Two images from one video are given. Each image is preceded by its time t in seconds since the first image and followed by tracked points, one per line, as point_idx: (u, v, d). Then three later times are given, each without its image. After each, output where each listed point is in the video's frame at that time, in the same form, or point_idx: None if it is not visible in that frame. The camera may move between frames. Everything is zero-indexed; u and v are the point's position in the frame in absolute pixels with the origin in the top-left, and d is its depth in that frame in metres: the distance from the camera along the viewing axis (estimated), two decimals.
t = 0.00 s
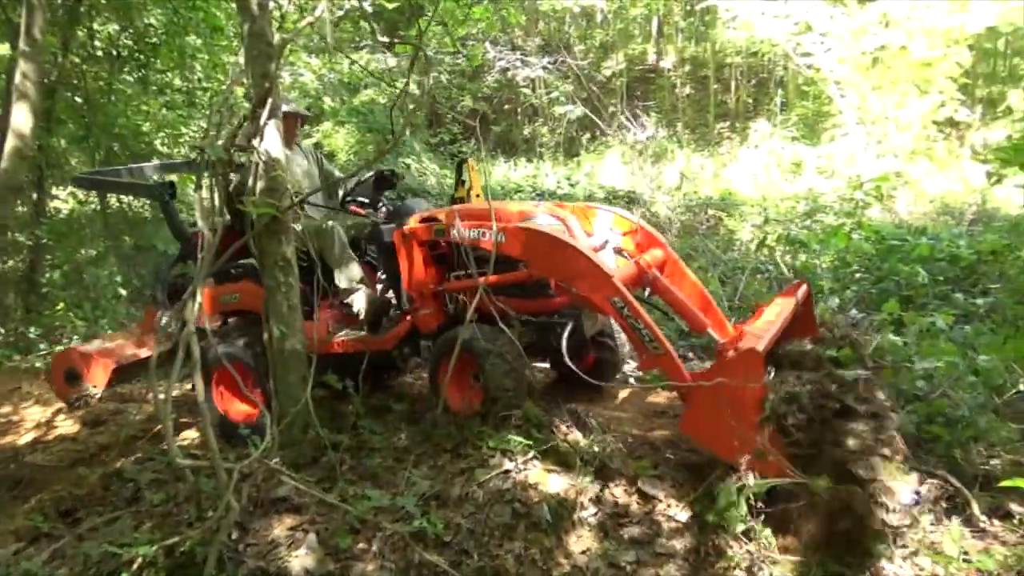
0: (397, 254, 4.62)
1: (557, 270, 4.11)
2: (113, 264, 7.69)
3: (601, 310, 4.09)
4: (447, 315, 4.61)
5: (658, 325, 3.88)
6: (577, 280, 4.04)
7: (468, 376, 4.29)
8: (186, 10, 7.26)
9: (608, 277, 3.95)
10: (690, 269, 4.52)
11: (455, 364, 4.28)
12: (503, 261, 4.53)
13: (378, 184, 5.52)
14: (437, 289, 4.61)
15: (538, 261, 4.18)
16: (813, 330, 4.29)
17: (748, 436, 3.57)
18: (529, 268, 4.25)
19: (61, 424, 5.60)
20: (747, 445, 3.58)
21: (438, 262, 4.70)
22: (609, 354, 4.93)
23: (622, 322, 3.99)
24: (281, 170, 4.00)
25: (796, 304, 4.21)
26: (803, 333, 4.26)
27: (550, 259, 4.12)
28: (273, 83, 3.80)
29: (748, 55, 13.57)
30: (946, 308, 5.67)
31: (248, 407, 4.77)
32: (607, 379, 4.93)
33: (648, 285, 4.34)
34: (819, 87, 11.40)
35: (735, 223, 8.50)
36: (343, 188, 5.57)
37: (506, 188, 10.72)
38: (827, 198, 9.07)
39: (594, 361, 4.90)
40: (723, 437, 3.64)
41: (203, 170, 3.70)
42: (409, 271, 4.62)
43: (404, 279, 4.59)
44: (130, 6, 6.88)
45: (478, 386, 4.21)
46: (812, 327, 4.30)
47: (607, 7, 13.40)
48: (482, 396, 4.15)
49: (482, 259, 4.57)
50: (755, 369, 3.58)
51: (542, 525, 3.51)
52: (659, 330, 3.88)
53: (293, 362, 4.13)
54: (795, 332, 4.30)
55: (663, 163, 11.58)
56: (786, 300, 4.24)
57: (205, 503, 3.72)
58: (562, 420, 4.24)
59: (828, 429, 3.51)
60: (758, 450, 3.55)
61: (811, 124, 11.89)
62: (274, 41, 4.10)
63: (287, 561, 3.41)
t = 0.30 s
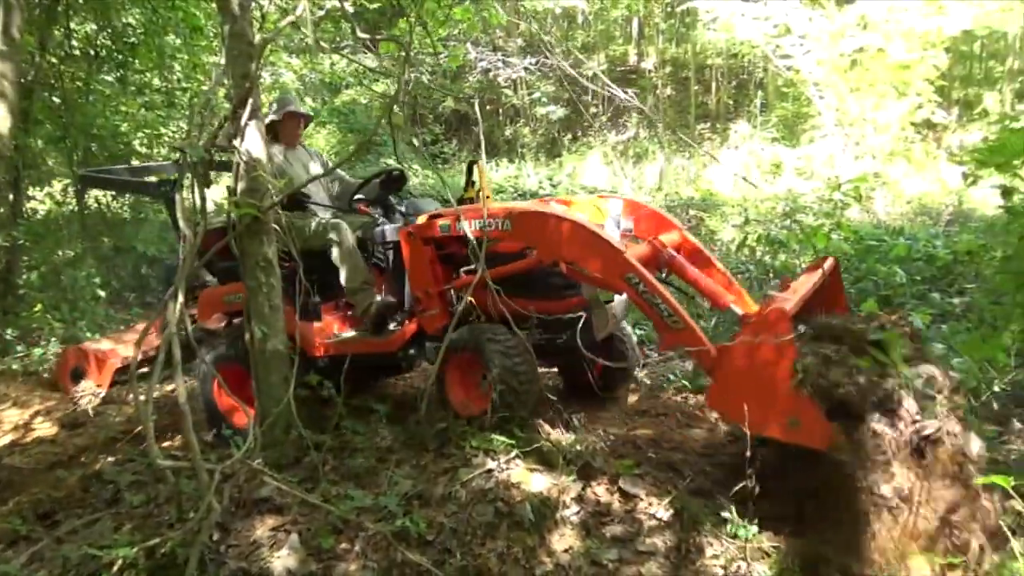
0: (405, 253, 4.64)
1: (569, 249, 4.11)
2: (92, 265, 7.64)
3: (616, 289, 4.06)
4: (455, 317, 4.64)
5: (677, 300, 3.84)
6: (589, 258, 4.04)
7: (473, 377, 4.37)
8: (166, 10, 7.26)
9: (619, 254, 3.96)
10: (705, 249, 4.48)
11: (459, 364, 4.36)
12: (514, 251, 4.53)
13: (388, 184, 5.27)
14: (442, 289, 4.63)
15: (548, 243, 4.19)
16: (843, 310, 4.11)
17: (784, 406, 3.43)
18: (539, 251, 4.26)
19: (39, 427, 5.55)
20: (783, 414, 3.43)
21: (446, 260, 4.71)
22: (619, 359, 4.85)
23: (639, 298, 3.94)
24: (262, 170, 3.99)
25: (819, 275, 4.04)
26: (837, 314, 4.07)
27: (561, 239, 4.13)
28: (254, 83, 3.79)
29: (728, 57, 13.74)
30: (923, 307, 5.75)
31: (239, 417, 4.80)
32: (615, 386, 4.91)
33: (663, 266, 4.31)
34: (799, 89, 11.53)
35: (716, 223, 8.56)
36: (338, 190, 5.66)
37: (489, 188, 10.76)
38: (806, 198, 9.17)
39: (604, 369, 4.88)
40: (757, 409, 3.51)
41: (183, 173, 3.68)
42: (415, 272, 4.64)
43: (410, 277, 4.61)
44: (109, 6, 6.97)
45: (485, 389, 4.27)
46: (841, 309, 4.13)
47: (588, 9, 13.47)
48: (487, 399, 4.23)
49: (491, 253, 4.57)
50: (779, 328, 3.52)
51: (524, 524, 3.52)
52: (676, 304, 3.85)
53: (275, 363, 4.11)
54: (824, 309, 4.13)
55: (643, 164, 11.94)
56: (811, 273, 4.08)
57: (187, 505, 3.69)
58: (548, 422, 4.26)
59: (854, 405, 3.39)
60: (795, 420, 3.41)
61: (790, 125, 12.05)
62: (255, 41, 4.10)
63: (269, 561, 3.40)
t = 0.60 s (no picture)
0: (397, 256, 4.66)
1: (562, 245, 4.14)
2: (75, 264, 7.61)
3: (612, 280, 4.10)
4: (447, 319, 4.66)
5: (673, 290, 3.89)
6: (583, 252, 4.07)
7: (467, 376, 4.36)
8: (149, 8, 7.31)
9: (613, 246, 3.99)
10: (692, 239, 4.57)
11: (455, 364, 4.35)
12: (507, 248, 4.56)
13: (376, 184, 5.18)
14: (435, 291, 4.65)
15: (541, 239, 4.22)
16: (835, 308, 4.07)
17: (783, 396, 3.50)
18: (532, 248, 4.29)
19: (24, 427, 5.53)
20: (781, 406, 3.50)
21: (439, 262, 4.74)
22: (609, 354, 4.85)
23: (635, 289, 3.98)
24: (248, 169, 3.99)
25: (816, 271, 4.01)
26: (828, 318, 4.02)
27: (553, 236, 4.16)
28: (240, 83, 3.80)
29: (715, 57, 13.85)
30: (905, 305, 5.82)
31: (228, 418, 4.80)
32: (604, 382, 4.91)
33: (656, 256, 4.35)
34: (784, 88, 11.62)
35: (702, 222, 8.63)
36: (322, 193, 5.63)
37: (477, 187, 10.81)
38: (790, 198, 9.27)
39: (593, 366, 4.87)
40: (755, 398, 3.55)
41: (169, 174, 3.71)
42: (407, 274, 4.65)
43: (405, 281, 4.65)
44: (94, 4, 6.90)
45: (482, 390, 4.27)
46: (833, 310, 4.07)
47: (575, 8, 13.53)
48: (483, 399, 4.23)
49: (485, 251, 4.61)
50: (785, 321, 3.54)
51: (510, 520, 3.55)
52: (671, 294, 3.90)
53: (262, 361, 4.12)
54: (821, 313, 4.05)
55: (631, 163, 11.85)
56: (806, 267, 4.06)
57: (173, 503, 3.70)
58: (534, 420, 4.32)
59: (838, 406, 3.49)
60: (792, 411, 3.48)
61: (775, 125, 12.15)
62: (240, 41, 4.10)
63: (256, 559, 3.42)
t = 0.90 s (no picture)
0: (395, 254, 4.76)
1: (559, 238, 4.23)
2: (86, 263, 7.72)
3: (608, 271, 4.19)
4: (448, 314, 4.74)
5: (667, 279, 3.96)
6: (579, 244, 4.17)
7: (469, 372, 4.45)
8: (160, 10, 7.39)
9: (608, 239, 4.08)
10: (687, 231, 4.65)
11: (456, 361, 4.44)
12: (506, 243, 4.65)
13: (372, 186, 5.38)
14: (436, 288, 4.74)
15: (538, 233, 4.31)
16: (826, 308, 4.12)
17: (771, 394, 3.59)
18: (530, 242, 4.38)
19: (37, 423, 5.64)
20: (766, 403, 3.59)
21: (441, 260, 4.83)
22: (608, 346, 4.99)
23: (631, 279, 4.07)
24: (258, 168, 4.08)
25: (816, 270, 4.07)
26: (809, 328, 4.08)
27: (551, 229, 4.26)
28: (248, 85, 3.88)
29: (721, 56, 13.90)
30: (907, 304, 5.85)
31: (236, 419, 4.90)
32: (601, 374, 5.04)
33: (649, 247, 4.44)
34: (789, 88, 11.66)
35: (707, 221, 8.69)
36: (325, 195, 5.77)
37: (484, 186, 10.91)
38: (795, 198, 9.33)
39: (591, 357, 5.03)
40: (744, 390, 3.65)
41: (181, 174, 3.83)
42: (407, 274, 4.75)
43: (404, 280, 4.75)
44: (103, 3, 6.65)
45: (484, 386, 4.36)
46: (822, 314, 4.14)
47: (581, 8, 13.60)
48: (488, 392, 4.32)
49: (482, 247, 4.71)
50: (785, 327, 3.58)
51: (515, 512, 3.63)
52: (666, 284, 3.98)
53: (272, 357, 4.20)
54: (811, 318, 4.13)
55: (638, 163, 12.12)
56: (803, 268, 4.13)
57: (186, 495, 3.79)
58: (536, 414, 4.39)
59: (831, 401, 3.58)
60: (776, 410, 3.58)
61: (782, 124, 12.18)
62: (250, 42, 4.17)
63: (267, 549, 3.51)
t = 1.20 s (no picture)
0: (448, 252, 4.91)
1: (609, 232, 4.27)
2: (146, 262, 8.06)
3: (660, 262, 4.22)
4: (498, 311, 4.84)
5: (718, 268, 3.97)
6: (629, 237, 4.21)
7: (519, 370, 4.55)
8: (216, 16, 7.63)
9: (656, 230, 4.11)
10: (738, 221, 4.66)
11: (507, 360, 4.52)
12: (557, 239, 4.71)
13: (426, 185, 5.48)
14: (486, 286, 4.85)
15: (588, 227, 4.37)
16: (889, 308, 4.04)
17: (825, 395, 3.60)
18: (579, 235, 4.44)
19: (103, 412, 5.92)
20: (817, 403, 3.60)
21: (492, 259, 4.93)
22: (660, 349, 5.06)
23: (682, 269, 4.09)
24: (311, 168, 4.22)
25: (886, 268, 4.00)
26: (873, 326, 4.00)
27: (600, 222, 4.30)
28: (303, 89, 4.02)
29: (769, 55, 13.79)
30: (960, 305, 5.73)
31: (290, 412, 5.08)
32: (652, 374, 5.13)
33: (702, 238, 4.45)
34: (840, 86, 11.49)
35: (753, 221, 8.66)
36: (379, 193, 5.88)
37: (530, 187, 11.03)
38: (845, 197, 9.22)
39: (643, 356, 5.10)
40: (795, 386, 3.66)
41: (239, 175, 3.99)
42: (460, 273, 4.87)
43: (457, 278, 4.87)
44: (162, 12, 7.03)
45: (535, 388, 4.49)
46: (885, 317, 4.06)
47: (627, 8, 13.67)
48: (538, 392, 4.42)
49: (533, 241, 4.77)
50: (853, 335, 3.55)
51: (559, 505, 3.70)
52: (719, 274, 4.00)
53: (325, 350, 4.34)
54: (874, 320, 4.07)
55: (684, 163, 12.18)
56: (866, 266, 4.08)
57: (244, 481, 3.96)
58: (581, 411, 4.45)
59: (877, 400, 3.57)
60: (828, 411, 3.59)
61: (832, 123, 12.02)
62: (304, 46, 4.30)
63: (320, 534, 3.65)
